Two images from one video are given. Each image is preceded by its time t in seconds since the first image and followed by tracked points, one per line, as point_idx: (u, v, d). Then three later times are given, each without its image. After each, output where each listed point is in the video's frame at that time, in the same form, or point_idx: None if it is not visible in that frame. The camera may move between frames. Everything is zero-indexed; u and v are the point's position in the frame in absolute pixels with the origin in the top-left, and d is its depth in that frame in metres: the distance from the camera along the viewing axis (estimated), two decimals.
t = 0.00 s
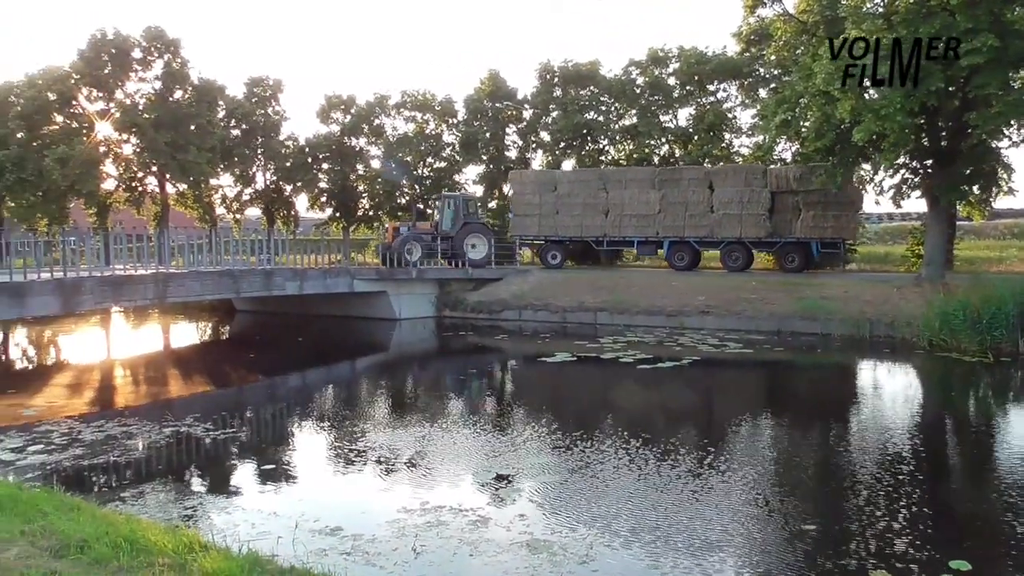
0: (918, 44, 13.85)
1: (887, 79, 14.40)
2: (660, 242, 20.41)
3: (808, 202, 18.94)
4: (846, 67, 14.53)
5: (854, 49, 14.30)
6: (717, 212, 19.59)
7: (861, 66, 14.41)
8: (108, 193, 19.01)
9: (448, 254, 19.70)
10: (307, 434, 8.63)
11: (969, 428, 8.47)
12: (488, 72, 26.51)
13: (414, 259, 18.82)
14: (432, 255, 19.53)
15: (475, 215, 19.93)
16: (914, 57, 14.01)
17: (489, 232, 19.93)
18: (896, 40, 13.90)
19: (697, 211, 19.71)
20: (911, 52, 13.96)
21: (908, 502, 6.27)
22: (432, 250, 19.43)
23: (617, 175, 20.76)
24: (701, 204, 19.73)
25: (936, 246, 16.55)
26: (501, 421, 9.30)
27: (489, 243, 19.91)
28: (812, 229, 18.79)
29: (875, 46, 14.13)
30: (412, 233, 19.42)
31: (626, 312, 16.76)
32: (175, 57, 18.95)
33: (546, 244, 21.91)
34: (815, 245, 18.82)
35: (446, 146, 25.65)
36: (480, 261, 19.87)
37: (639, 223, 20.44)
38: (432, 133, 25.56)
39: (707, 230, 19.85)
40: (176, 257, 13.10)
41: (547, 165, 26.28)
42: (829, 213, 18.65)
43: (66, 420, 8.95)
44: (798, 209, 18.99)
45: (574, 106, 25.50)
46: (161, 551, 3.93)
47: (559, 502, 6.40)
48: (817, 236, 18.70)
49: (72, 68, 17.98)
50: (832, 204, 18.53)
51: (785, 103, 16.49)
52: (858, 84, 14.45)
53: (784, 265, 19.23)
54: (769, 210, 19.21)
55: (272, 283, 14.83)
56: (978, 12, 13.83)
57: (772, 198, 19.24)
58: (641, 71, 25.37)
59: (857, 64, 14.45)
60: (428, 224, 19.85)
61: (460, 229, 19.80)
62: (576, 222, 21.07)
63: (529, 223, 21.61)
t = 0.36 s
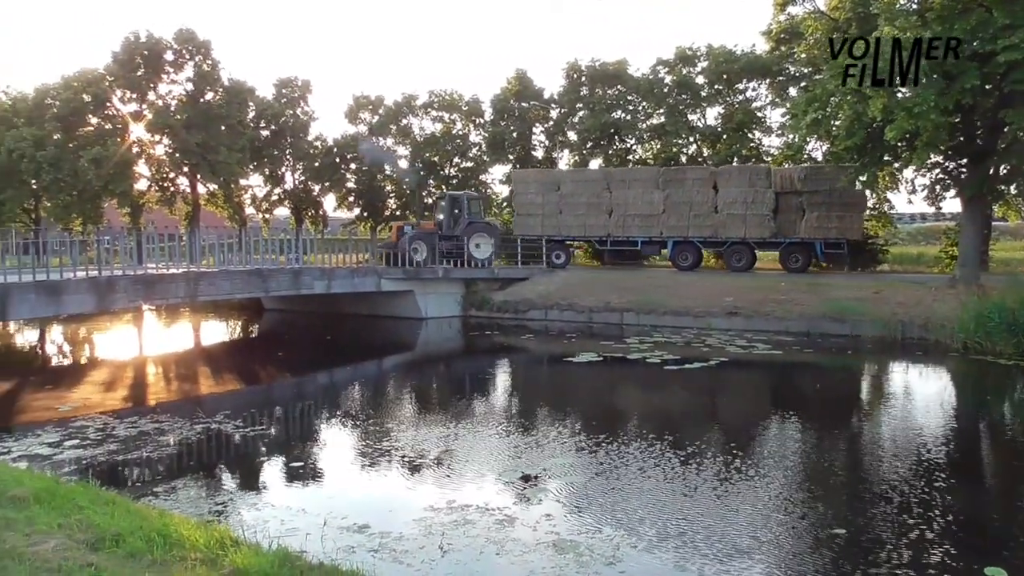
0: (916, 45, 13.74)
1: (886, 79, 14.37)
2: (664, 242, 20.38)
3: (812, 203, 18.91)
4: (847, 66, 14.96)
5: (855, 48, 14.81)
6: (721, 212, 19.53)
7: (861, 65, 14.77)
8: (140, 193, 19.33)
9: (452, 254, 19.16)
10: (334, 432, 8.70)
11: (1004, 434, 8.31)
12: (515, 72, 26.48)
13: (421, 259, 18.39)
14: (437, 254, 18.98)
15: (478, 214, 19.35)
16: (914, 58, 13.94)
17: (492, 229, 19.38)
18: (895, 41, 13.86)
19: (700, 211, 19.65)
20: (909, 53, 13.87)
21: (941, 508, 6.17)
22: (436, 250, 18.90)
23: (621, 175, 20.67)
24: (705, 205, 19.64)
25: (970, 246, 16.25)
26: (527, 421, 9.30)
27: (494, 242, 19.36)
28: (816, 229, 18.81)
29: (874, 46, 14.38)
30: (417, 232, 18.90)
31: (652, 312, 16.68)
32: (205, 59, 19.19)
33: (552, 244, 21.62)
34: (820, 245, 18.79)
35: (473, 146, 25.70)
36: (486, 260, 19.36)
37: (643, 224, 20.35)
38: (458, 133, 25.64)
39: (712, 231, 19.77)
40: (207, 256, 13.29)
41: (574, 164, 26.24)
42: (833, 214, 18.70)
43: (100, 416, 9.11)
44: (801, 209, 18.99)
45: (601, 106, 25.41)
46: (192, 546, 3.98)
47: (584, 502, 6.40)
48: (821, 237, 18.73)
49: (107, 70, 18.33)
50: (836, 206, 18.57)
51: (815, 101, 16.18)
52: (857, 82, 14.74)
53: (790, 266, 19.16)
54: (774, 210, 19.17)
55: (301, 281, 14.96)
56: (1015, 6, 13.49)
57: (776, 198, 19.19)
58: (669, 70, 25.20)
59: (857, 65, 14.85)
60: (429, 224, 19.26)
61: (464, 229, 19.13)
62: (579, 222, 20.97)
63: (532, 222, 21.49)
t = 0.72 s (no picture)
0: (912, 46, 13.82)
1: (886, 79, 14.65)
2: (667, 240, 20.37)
3: (813, 202, 19.06)
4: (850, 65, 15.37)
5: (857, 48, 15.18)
6: (723, 210, 19.64)
7: (862, 65, 15.18)
8: (170, 192, 19.60)
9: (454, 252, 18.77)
10: (358, 430, 8.75)
11: None
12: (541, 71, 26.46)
13: (427, 258, 18.05)
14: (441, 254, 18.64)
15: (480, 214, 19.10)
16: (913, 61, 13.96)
17: (494, 228, 19.15)
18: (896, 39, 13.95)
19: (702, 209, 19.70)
20: (907, 54, 13.97)
21: (973, 514, 6.08)
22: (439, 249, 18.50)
23: (623, 173, 20.64)
24: (707, 203, 19.75)
25: (1003, 245, 15.97)
26: (550, 420, 9.29)
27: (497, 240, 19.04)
28: (818, 228, 18.92)
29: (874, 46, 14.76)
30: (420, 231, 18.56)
31: (678, 311, 16.59)
32: (233, 59, 19.40)
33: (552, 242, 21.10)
34: (821, 244, 18.86)
35: (498, 145, 25.75)
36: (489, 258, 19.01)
37: (645, 222, 20.32)
38: (484, 132, 25.71)
39: (715, 229, 19.79)
40: (235, 254, 13.45)
41: (599, 163, 26.15)
42: (834, 213, 18.84)
43: (130, 412, 9.25)
44: (803, 208, 19.15)
45: (626, 104, 25.30)
46: (221, 541, 4.03)
47: (609, 502, 6.38)
48: (823, 236, 18.85)
49: (137, 70, 18.60)
50: (837, 205, 18.76)
51: (843, 98, 15.86)
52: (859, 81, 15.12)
53: (791, 264, 19.26)
54: (775, 209, 19.31)
55: (327, 280, 15.07)
56: None
57: (778, 197, 19.39)
58: (696, 68, 25.04)
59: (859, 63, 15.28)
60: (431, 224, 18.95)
61: (466, 227, 18.81)
62: (580, 221, 20.80)
63: (532, 221, 21.17)
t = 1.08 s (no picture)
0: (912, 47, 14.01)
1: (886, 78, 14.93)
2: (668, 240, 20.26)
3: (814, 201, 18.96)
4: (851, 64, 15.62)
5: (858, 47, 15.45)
6: (724, 210, 19.42)
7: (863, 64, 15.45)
8: (198, 193, 19.84)
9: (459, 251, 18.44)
10: (382, 429, 8.79)
11: None
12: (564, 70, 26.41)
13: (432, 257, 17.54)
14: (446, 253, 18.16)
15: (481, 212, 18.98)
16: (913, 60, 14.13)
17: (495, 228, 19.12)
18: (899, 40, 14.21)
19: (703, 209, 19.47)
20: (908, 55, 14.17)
21: (1005, 519, 5.98)
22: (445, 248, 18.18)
23: (623, 172, 20.27)
24: (709, 202, 19.52)
25: None
26: (574, 420, 9.27)
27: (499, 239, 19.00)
28: (818, 226, 18.89)
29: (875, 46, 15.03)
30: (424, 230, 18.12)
31: (703, 311, 16.50)
32: (260, 61, 19.59)
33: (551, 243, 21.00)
34: (821, 243, 18.89)
35: (522, 144, 25.78)
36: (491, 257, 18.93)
37: (646, 222, 20.03)
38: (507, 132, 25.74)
39: (716, 228, 19.61)
40: (262, 254, 13.59)
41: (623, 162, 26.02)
42: (834, 212, 18.80)
43: (160, 409, 9.38)
44: (804, 207, 19.04)
45: (651, 103, 25.16)
46: (249, 537, 4.07)
47: (634, 502, 6.36)
48: (824, 234, 18.83)
49: (166, 73, 18.84)
50: (838, 204, 18.72)
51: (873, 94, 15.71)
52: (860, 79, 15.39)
53: (790, 262, 19.32)
54: (776, 208, 19.18)
55: (352, 279, 15.17)
56: None
57: (778, 196, 19.23)
58: (721, 66, 24.84)
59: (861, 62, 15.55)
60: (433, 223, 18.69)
61: (470, 226, 18.65)
62: (580, 220, 20.45)
63: (531, 220, 20.83)
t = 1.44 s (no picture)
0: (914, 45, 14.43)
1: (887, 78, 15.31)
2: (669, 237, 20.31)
3: (816, 199, 19.41)
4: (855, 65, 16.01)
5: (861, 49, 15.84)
6: (726, 208, 19.65)
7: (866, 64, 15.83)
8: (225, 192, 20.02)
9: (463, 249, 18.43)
10: (405, 427, 8.81)
11: None
12: (588, 68, 26.34)
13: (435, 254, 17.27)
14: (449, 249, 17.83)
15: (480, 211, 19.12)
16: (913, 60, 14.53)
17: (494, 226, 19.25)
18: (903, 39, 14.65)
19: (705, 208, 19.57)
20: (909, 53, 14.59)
21: None
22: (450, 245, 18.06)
23: (624, 170, 20.15)
24: (711, 201, 19.70)
25: None
26: (598, 419, 9.24)
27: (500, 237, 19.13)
28: (818, 225, 19.42)
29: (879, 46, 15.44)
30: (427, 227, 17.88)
31: (729, 309, 16.38)
32: (285, 62, 19.74)
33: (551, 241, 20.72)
34: (822, 240, 19.45)
35: (545, 143, 25.78)
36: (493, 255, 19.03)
37: (647, 220, 19.99)
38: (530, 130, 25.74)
39: (717, 226, 19.80)
40: (288, 253, 13.70)
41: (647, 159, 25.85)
42: (834, 210, 19.31)
43: (188, 406, 9.48)
44: (804, 205, 19.56)
45: (675, 100, 25.01)
46: (276, 533, 4.10)
47: (659, 501, 6.33)
48: (824, 233, 19.37)
49: (194, 74, 19.05)
50: (838, 201, 19.21)
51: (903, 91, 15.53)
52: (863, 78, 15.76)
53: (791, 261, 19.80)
54: (776, 206, 19.58)
55: (377, 278, 15.23)
56: None
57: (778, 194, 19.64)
58: (746, 62, 24.64)
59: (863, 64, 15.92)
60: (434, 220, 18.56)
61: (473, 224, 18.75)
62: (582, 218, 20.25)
63: (531, 218, 20.52)
